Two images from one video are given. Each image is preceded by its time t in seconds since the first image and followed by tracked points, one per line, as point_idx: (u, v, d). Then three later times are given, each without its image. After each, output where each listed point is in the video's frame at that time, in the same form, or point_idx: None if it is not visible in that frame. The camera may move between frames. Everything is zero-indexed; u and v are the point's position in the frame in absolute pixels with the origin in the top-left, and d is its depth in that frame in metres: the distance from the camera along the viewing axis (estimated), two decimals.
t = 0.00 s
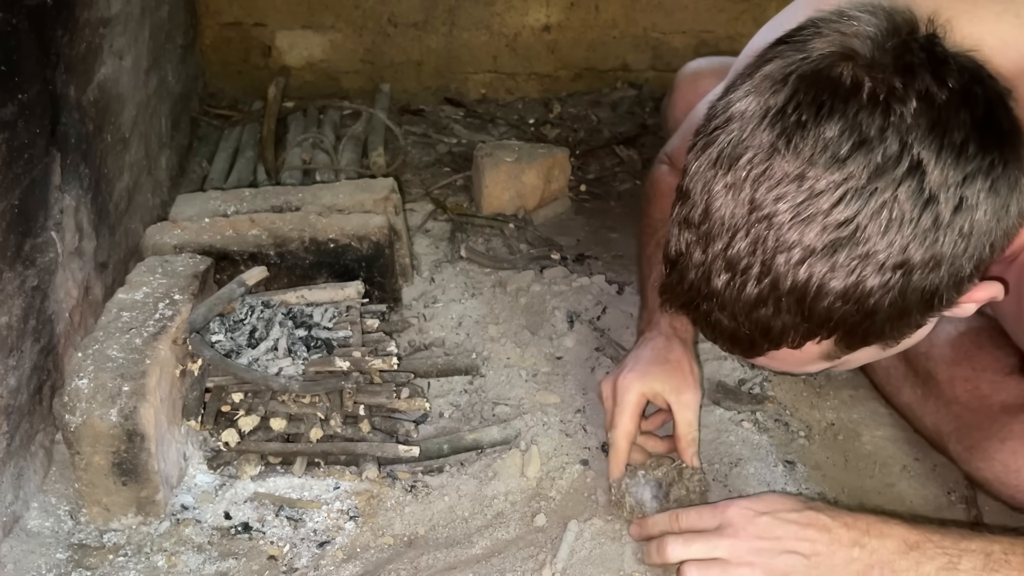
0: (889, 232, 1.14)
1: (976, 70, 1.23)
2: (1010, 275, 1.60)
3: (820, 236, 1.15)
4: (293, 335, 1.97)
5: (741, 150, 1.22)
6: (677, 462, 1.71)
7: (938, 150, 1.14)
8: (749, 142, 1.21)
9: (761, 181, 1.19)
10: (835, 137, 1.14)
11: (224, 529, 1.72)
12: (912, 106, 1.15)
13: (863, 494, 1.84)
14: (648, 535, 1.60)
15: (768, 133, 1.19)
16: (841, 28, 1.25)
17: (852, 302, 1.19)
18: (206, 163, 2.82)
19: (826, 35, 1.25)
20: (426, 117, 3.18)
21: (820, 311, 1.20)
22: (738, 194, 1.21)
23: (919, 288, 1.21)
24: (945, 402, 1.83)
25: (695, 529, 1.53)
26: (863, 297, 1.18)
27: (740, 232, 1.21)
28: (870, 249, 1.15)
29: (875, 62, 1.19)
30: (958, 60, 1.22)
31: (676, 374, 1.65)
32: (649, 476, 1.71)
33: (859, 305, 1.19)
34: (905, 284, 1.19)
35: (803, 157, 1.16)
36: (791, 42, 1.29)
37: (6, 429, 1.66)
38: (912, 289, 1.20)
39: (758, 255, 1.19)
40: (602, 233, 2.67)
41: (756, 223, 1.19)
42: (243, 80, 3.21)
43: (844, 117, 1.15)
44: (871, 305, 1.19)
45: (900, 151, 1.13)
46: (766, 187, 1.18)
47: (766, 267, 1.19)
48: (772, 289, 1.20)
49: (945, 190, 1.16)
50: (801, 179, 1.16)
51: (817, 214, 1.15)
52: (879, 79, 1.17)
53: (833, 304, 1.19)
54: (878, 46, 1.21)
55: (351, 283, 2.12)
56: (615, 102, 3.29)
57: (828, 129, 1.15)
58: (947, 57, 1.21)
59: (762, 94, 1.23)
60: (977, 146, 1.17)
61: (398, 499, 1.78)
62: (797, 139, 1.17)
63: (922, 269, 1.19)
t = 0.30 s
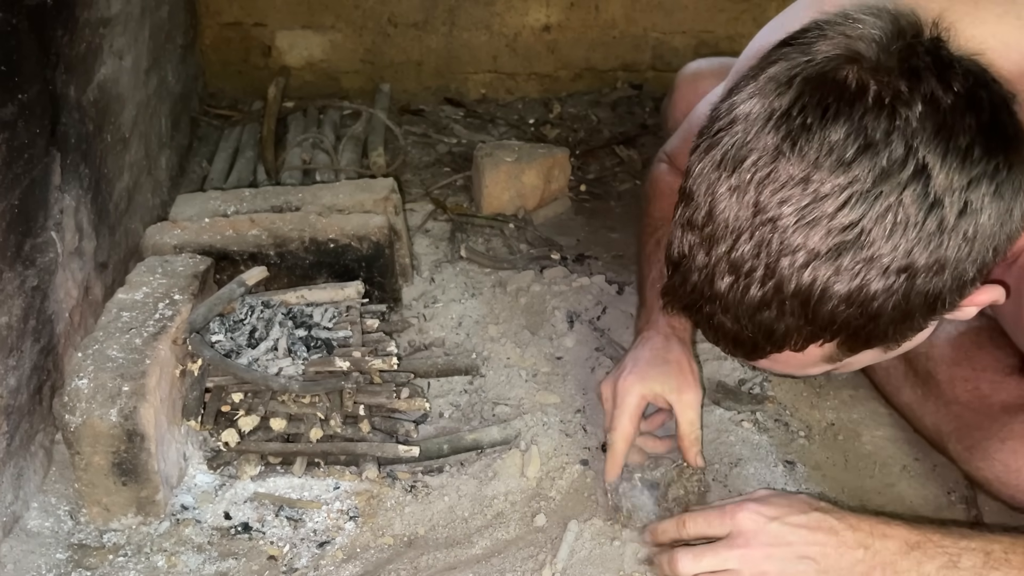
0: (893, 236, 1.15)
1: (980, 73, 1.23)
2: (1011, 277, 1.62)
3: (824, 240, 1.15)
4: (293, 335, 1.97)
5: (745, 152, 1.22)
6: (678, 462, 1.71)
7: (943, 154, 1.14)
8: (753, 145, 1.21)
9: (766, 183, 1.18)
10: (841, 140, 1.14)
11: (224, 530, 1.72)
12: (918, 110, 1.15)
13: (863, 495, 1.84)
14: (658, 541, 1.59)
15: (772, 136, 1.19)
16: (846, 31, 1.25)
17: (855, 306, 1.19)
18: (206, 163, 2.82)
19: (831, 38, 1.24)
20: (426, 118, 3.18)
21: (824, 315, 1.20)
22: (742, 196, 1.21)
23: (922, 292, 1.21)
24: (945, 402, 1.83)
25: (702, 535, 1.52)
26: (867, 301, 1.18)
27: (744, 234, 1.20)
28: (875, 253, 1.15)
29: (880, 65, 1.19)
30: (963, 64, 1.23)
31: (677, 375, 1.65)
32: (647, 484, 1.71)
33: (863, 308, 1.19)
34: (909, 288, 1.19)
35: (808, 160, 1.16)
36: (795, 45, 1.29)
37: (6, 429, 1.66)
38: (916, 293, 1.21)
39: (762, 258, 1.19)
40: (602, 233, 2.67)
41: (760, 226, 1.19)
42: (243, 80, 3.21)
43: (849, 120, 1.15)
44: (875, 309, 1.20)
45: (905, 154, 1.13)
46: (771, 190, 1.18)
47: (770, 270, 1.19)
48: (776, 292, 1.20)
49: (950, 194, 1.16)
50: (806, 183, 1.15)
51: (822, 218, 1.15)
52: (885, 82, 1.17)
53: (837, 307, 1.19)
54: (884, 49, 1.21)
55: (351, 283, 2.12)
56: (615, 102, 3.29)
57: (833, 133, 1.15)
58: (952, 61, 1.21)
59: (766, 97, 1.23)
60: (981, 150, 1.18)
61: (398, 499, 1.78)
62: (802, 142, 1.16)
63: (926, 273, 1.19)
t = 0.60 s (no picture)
0: (903, 232, 1.15)
1: (990, 70, 1.23)
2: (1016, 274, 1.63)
3: (834, 236, 1.15)
4: (293, 335, 1.97)
5: (754, 147, 1.22)
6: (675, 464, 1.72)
7: (954, 150, 1.14)
8: (763, 140, 1.21)
9: (775, 179, 1.18)
10: (852, 135, 1.14)
11: (224, 530, 1.72)
12: (929, 105, 1.14)
13: (863, 495, 1.84)
14: (654, 537, 1.60)
15: (782, 131, 1.19)
16: (855, 26, 1.25)
17: (864, 302, 1.19)
18: (206, 163, 2.82)
19: (840, 33, 1.24)
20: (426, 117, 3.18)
21: (832, 311, 1.20)
22: (751, 192, 1.21)
23: (931, 288, 1.21)
24: (946, 401, 1.83)
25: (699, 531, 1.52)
26: (877, 297, 1.19)
27: (753, 230, 1.20)
28: (884, 249, 1.15)
29: (891, 61, 1.19)
30: (973, 60, 1.22)
31: (677, 381, 1.65)
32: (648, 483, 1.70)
33: (872, 304, 1.19)
34: (918, 284, 1.19)
35: (818, 155, 1.15)
36: (804, 40, 1.29)
37: (6, 429, 1.66)
38: (925, 290, 1.21)
39: (771, 254, 1.19)
40: (602, 233, 2.67)
41: (769, 221, 1.19)
42: (243, 80, 3.21)
43: (860, 115, 1.15)
44: (884, 305, 1.20)
45: (916, 150, 1.13)
46: (781, 185, 1.18)
47: (780, 265, 1.19)
48: (785, 289, 1.20)
49: (960, 190, 1.16)
50: (816, 178, 1.15)
51: (832, 213, 1.15)
52: (895, 78, 1.17)
53: (846, 304, 1.19)
54: (893, 45, 1.21)
55: (351, 283, 2.12)
56: (615, 102, 3.29)
57: (844, 128, 1.15)
58: (962, 57, 1.21)
59: (775, 92, 1.23)
60: (992, 147, 1.17)
61: (398, 499, 1.78)
62: (812, 137, 1.16)
63: (935, 270, 1.19)
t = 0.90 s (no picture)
0: (905, 227, 1.15)
1: (992, 66, 1.23)
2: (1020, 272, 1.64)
3: (835, 230, 1.15)
4: (293, 335, 1.97)
5: (756, 142, 1.22)
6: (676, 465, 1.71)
7: (956, 145, 1.15)
8: (764, 134, 1.21)
9: (777, 173, 1.18)
10: (854, 129, 1.14)
11: (224, 530, 1.72)
12: (931, 100, 1.14)
13: (864, 495, 1.84)
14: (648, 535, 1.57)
15: (784, 125, 1.19)
16: (856, 21, 1.25)
17: (866, 296, 1.19)
18: (206, 163, 2.82)
19: (842, 28, 1.24)
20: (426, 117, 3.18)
21: (834, 305, 1.20)
22: (753, 186, 1.21)
23: (933, 283, 1.21)
24: (946, 401, 1.83)
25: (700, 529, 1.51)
26: (878, 291, 1.19)
27: (755, 224, 1.20)
28: (886, 243, 1.15)
29: (893, 56, 1.18)
30: (975, 56, 1.22)
31: (675, 379, 1.64)
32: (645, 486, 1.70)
33: (873, 299, 1.19)
34: (920, 279, 1.19)
35: (820, 149, 1.15)
36: (806, 35, 1.29)
37: (6, 429, 1.66)
38: (926, 285, 1.21)
39: (773, 248, 1.19)
40: (602, 233, 2.67)
41: (771, 215, 1.19)
42: (243, 80, 3.21)
43: (862, 110, 1.15)
44: (885, 300, 1.20)
45: (918, 144, 1.13)
46: (783, 180, 1.18)
47: (781, 260, 1.19)
48: (787, 283, 1.20)
49: (962, 184, 1.16)
50: (818, 172, 1.15)
51: (834, 207, 1.15)
52: (897, 73, 1.16)
53: (847, 298, 1.19)
54: (896, 40, 1.20)
55: (351, 283, 2.12)
56: (615, 102, 3.29)
57: (846, 122, 1.15)
58: (964, 53, 1.21)
59: (777, 86, 1.23)
60: (994, 142, 1.18)
61: (398, 499, 1.78)
62: (814, 131, 1.16)
63: (936, 264, 1.19)
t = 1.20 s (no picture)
0: (896, 237, 1.15)
1: (983, 74, 1.23)
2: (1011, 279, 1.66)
3: (827, 240, 1.15)
4: (293, 335, 1.97)
5: (748, 152, 1.22)
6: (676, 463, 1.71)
7: (947, 155, 1.14)
8: (756, 145, 1.21)
9: (768, 183, 1.18)
10: (845, 140, 1.14)
11: (225, 530, 1.72)
12: (922, 110, 1.14)
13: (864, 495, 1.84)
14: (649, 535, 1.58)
15: (776, 136, 1.19)
16: (848, 31, 1.25)
17: (858, 306, 1.19)
18: (206, 163, 2.82)
19: (833, 38, 1.24)
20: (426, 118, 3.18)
21: (826, 315, 1.20)
22: (745, 196, 1.20)
23: (924, 293, 1.21)
24: (946, 401, 1.83)
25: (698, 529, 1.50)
26: (870, 301, 1.19)
27: (747, 234, 1.20)
28: (878, 253, 1.15)
29: (884, 66, 1.18)
30: (965, 65, 1.22)
31: (674, 373, 1.65)
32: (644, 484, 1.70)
33: (865, 308, 1.19)
34: (912, 288, 1.19)
35: (811, 160, 1.15)
36: (797, 45, 1.29)
37: (6, 429, 1.66)
38: (918, 294, 1.21)
39: (765, 258, 1.19)
40: (602, 233, 2.67)
41: (763, 226, 1.19)
42: (243, 80, 3.21)
43: (853, 120, 1.15)
44: (877, 309, 1.20)
45: (909, 155, 1.13)
46: (774, 190, 1.18)
47: (773, 270, 1.19)
48: (779, 292, 1.20)
49: (953, 195, 1.16)
50: (809, 183, 1.15)
51: (825, 218, 1.15)
52: (887, 83, 1.16)
53: (839, 308, 1.19)
54: (886, 50, 1.20)
55: (352, 283, 2.12)
56: (615, 102, 3.29)
57: (837, 133, 1.15)
58: (955, 62, 1.21)
59: (769, 96, 1.23)
60: (985, 151, 1.18)
61: (398, 499, 1.78)
62: (806, 142, 1.16)
63: (928, 274, 1.19)
